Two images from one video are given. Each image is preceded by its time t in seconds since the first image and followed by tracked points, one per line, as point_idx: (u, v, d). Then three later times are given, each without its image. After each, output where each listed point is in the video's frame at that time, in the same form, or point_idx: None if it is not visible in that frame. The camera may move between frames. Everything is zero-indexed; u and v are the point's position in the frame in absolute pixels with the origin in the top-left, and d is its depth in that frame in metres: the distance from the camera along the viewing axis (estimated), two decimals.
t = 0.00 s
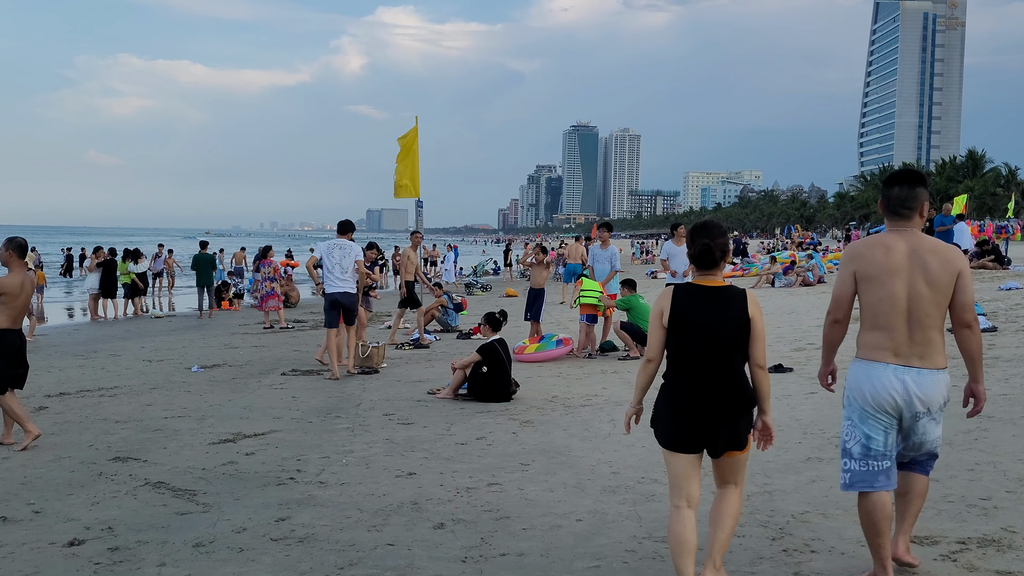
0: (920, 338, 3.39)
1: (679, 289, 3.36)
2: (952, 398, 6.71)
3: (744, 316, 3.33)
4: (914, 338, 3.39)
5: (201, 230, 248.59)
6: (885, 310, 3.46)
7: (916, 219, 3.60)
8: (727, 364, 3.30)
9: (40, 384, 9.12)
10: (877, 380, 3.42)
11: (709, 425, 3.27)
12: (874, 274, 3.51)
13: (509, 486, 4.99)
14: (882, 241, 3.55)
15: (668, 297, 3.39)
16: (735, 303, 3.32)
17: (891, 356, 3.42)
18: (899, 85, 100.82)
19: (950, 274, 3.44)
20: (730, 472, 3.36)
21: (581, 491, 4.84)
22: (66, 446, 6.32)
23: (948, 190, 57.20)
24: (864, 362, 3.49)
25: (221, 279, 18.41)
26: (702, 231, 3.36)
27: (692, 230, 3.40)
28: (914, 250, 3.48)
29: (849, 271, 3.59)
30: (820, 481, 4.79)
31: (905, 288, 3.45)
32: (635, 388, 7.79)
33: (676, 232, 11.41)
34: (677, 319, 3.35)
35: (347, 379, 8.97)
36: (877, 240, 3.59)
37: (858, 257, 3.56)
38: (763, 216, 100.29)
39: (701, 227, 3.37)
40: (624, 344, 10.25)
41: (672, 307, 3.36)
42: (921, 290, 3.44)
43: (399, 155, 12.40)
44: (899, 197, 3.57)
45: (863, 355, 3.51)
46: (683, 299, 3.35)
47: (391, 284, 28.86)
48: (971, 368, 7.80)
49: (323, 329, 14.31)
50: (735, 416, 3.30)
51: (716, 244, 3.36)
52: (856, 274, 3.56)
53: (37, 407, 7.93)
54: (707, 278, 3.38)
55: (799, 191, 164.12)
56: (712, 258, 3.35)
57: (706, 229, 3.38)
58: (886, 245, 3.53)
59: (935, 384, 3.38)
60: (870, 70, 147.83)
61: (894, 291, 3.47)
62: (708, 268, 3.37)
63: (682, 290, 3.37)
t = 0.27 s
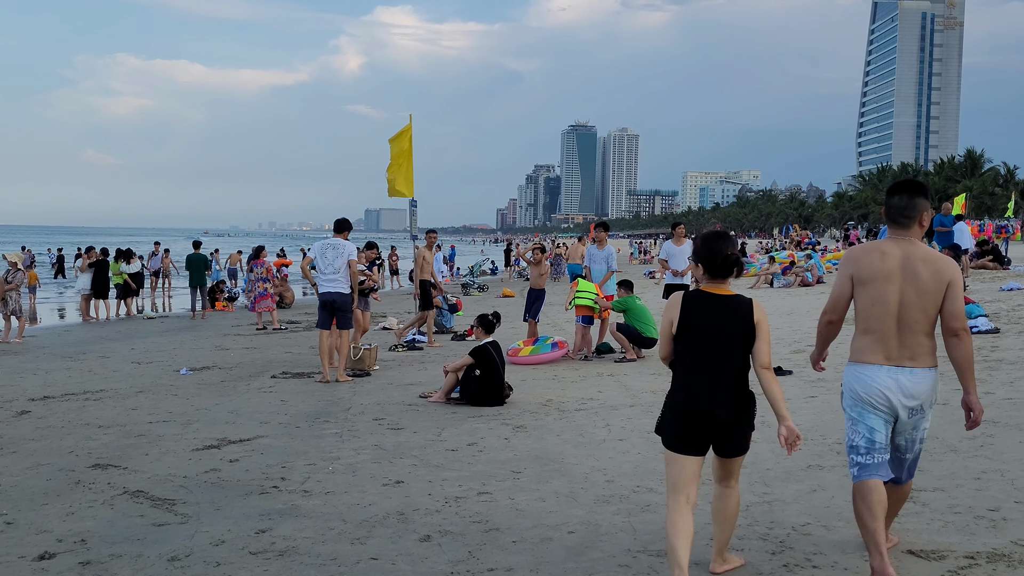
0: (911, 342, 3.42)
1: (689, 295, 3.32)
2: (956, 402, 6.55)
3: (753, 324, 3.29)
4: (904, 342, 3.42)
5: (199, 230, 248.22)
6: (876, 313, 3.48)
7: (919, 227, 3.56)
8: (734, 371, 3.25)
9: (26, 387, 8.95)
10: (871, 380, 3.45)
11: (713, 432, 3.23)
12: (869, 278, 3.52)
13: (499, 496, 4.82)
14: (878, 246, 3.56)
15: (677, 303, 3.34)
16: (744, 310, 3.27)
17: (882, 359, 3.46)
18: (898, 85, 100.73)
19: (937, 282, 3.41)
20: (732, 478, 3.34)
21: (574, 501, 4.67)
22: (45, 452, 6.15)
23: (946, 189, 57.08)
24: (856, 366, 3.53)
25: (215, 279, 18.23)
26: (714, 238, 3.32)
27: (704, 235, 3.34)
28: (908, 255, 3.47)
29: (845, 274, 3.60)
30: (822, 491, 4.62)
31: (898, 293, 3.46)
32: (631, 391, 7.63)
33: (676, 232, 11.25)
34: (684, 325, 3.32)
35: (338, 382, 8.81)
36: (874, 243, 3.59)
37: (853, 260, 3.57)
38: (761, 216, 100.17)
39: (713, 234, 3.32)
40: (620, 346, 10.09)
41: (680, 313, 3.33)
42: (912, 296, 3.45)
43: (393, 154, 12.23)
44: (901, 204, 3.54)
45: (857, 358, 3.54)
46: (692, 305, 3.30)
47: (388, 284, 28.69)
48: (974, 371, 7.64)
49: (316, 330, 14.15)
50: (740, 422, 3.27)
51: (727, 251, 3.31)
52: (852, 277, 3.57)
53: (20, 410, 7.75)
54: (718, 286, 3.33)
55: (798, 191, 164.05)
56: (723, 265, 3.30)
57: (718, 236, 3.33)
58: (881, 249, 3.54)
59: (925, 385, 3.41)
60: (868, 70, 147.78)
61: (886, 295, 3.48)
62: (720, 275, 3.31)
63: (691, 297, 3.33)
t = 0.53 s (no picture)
0: (909, 333, 3.55)
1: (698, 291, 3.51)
2: (960, 411, 6.38)
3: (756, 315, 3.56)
4: (903, 333, 3.54)
5: (198, 231, 247.90)
6: (877, 307, 3.60)
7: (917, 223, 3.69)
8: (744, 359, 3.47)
9: (11, 393, 8.78)
10: (870, 373, 3.57)
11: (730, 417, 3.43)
12: (872, 272, 3.64)
13: (490, 510, 4.65)
14: (880, 240, 3.68)
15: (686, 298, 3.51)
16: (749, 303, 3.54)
17: (881, 350, 3.58)
18: (897, 85, 100.62)
19: (939, 274, 3.59)
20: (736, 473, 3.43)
21: (567, 516, 4.51)
22: (25, 462, 5.98)
23: (946, 190, 56.91)
24: (857, 356, 3.65)
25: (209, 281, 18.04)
26: (718, 236, 3.55)
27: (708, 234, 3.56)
28: (909, 250, 3.61)
29: (849, 267, 3.70)
30: (823, 505, 4.46)
31: (898, 287, 3.59)
32: (627, 398, 7.46)
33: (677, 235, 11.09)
34: (695, 320, 3.48)
35: (330, 388, 8.64)
36: (876, 238, 3.72)
37: (856, 254, 3.68)
38: (761, 217, 100.00)
39: (717, 233, 3.56)
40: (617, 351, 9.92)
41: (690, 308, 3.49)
42: (912, 289, 3.59)
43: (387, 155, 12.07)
44: (902, 201, 3.65)
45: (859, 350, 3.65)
46: (701, 300, 3.50)
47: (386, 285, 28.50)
48: (978, 377, 7.47)
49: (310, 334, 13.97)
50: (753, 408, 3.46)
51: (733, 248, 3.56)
52: (857, 270, 3.68)
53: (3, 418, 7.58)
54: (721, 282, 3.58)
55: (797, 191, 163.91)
56: (730, 260, 3.53)
57: (721, 234, 3.58)
58: (881, 244, 3.67)
59: (925, 375, 3.51)
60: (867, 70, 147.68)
61: (887, 288, 3.61)
62: (725, 270, 3.56)
63: (700, 293, 3.52)
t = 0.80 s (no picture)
0: (910, 335, 3.58)
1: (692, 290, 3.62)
2: (966, 414, 6.24)
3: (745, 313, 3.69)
4: (904, 336, 3.58)
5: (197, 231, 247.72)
6: (878, 310, 3.64)
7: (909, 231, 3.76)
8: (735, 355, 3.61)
9: None
10: (871, 373, 3.61)
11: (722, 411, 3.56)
12: (872, 278, 3.68)
13: (485, 517, 4.50)
14: (879, 249, 3.72)
15: (681, 296, 3.61)
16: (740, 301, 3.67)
17: (883, 352, 3.61)
18: (897, 85, 100.52)
19: (937, 277, 3.67)
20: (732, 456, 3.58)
21: (564, 523, 4.36)
22: (10, 467, 5.84)
23: (946, 190, 56.81)
24: (859, 359, 3.69)
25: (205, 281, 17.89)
26: (711, 238, 3.68)
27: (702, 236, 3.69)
28: (907, 257, 3.67)
29: (850, 276, 3.72)
30: (829, 512, 4.32)
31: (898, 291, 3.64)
32: (627, 400, 7.33)
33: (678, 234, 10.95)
34: (690, 317, 3.59)
35: (324, 390, 8.51)
36: (874, 248, 3.75)
37: (855, 262, 3.72)
38: (761, 217, 99.87)
39: (711, 234, 3.67)
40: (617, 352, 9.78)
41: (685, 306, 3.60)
42: (911, 293, 3.64)
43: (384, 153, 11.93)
44: (907, 211, 3.68)
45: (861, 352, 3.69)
46: (695, 299, 3.61)
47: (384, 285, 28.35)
48: (983, 379, 7.34)
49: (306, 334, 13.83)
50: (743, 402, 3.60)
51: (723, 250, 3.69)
52: (859, 278, 3.70)
53: None
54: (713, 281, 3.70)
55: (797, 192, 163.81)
56: (722, 260, 3.67)
57: (713, 236, 3.71)
58: (880, 254, 3.70)
59: (926, 376, 3.54)
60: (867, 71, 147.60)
61: (887, 294, 3.65)
62: (717, 270, 3.69)
63: (694, 292, 3.63)
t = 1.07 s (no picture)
0: (915, 323, 3.69)
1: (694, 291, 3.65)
2: (978, 421, 6.08)
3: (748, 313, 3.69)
4: (909, 323, 3.69)
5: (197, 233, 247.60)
6: (883, 300, 3.75)
7: (914, 223, 3.90)
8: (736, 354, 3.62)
9: None
10: (880, 360, 3.71)
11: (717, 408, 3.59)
12: (875, 268, 3.81)
13: (484, 530, 4.34)
14: (881, 240, 3.84)
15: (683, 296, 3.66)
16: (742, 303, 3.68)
17: (890, 339, 3.71)
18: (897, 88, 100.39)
19: (940, 265, 3.74)
20: (733, 449, 3.78)
21: (566, 537, 4.19)
22: None
23: (948, 192, 56.64)
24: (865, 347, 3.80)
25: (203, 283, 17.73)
26: (715, 240, 3.70)
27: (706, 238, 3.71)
28: (909, 247, 3.77)
29: (853, 267, 3.88)
30: (841, 525, 4.16)
31: (901, 281, 3.74)
32: (629, 406, 7.16)
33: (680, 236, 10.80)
34: (690, 318, 3.63)
35: (320, 395, 8.35)
36: (876, 238, 3.88)
37: (858, 254, 3.85)
38: (761, 219, 99.72)
39: (714, 236, 3.70)
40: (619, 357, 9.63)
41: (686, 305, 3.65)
42: (914, 282, 3.73)
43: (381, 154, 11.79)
44: (912, 203, 3.81)
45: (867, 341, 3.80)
46: (696, 299, 3.64)
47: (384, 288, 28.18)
48: (994, 384, 7.18)
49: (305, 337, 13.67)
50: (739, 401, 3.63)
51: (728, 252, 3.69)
52: (859, 269, 3.86)
53: None
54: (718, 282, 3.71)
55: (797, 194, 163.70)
56: (725, 263, 3.67)
57: (718, 238, 3.72)
58: (884, 243, 3.82)
59: (932, 363, 3.67)
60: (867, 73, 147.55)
61: (891, 283, 3.76)
62: (721, 272, 3.69)
63: (697, 292, 3.66)
